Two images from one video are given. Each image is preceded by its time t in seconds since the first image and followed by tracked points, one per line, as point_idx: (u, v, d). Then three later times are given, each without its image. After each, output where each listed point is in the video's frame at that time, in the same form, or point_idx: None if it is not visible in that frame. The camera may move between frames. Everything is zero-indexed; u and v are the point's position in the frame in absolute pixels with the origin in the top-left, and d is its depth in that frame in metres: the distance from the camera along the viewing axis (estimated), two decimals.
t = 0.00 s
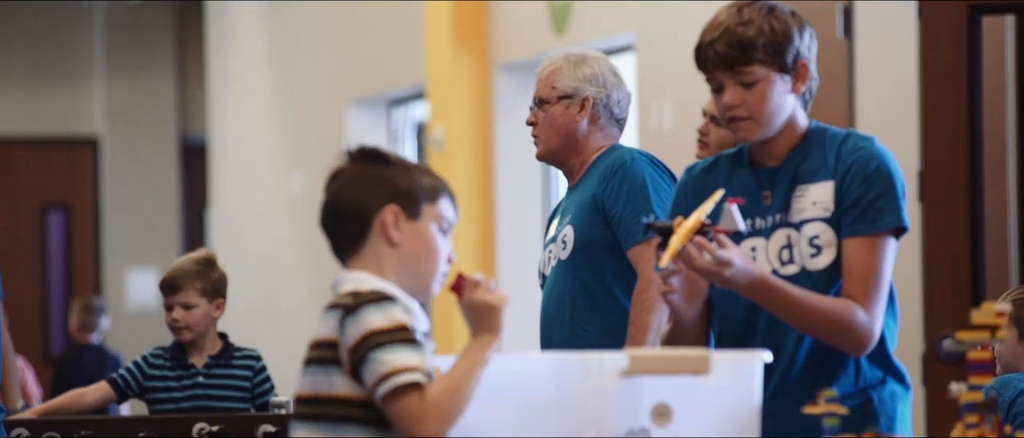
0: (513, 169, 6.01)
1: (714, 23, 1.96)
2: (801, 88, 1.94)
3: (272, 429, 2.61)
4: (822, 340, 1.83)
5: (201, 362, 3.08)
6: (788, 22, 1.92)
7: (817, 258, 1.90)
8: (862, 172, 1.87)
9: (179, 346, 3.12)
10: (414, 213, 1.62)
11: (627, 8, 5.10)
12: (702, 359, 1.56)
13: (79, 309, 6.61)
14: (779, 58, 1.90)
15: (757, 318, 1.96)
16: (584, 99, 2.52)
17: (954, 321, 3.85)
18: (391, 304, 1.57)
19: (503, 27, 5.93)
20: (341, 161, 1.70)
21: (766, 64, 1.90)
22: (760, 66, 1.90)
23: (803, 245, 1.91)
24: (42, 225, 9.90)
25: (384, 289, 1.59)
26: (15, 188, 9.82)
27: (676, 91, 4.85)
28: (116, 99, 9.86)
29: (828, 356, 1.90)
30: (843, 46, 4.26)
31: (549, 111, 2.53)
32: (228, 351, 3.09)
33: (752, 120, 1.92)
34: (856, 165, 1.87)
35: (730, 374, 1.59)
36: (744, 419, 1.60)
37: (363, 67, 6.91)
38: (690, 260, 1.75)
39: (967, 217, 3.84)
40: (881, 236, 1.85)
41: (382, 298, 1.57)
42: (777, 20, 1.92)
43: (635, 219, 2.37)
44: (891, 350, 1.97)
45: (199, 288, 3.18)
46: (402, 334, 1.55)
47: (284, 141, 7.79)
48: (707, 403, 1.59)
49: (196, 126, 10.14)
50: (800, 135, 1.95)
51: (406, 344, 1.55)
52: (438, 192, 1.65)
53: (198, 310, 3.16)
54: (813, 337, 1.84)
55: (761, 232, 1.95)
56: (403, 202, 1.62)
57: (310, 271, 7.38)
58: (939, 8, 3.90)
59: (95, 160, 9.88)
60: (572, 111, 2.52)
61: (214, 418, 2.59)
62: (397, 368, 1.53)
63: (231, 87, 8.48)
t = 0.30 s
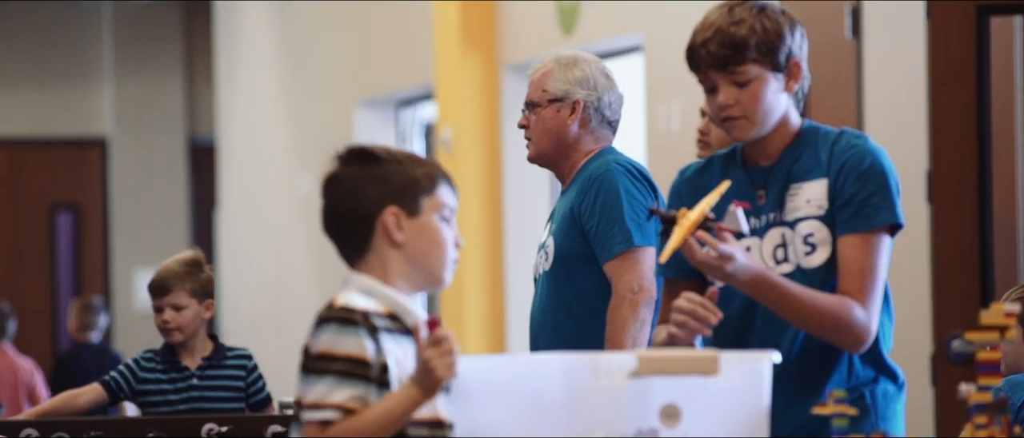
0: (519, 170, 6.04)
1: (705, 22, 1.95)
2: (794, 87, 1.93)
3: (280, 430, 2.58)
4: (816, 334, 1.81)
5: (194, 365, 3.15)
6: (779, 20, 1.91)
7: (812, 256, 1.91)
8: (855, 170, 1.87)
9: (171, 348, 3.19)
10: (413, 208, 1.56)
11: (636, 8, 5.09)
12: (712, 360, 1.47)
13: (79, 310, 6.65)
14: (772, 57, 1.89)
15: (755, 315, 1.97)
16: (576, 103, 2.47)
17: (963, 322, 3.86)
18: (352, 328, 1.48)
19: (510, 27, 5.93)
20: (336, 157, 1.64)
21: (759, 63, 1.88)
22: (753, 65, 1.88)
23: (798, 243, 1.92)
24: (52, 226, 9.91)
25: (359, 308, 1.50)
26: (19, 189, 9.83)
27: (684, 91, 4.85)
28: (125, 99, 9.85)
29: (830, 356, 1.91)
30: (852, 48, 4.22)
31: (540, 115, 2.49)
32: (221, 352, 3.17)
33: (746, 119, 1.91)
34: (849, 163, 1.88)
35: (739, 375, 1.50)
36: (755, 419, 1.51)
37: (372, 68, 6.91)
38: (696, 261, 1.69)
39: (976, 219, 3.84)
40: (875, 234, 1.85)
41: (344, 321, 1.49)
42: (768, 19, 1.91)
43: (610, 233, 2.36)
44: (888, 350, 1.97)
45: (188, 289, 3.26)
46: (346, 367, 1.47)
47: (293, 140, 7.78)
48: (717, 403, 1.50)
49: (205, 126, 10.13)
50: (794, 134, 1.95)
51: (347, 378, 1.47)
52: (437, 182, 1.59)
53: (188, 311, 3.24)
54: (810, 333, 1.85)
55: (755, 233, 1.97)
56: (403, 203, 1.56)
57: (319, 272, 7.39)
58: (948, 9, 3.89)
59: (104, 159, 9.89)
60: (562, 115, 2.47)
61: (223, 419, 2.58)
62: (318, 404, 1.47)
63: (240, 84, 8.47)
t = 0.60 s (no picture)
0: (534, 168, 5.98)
1: (715, 20, 1.95)
2: (803, 86, 1.93)
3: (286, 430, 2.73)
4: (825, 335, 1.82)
5: (203, 365, 3.18)
6: (789, 19, 1.91)
7: (815, 257, 1.92)
8: (861, 172, 1.86)
9: (178, 349, 3.20)
10: (419, 207, 1.56)
11: (649, 8, 5.09)
12: (726, 359, 1.42)
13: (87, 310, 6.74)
14: (782, 55, 1.89)
15: (755, 317, 1.98)
16: (579, 99, 2.42)
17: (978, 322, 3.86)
18: (320, 339, 1.48)
19: (525, 26, 5.93)
20: (339, 156, 1.63)
21: (769, 61, 1.88)
22: (763, 63, 1.88)
23: (801, 243, 1.93)
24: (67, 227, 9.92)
25: (337, 320, 1.49)
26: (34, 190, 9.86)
27: (698, 93, 4.86)
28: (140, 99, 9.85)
29: (834, 359, 1.90)
30: (867, 47, 4.23)
31: (544, 111, 2.44)
32: (228, 351, 3.22)
33: (756, 117, 1.90)
34: (854, 165, 1.87)
35: (755, 375, 1.44)
36: (770, 419, 1.45)
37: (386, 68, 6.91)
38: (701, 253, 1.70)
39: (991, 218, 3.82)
40: (882, 235, 1.84)
41: (318, 331, 1.49)
42: (779, 18, 1.91)
43: (603, 238, 2.31)
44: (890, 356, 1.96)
45: (195, 289, 3.28)
46: (312, 381, 1.47)
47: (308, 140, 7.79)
48: (732, 403, 1.44)
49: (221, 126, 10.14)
50: (801, 134, 1.95)
51: (315, 387, 1.48)
52: (445, 181, 1.58)
53: (194, 312, 3.25)
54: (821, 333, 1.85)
55: (759, 232, 1.97)
56: (411, 204, 1.56)
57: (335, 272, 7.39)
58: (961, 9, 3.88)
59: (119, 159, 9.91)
60: (567, 112, 2.42)
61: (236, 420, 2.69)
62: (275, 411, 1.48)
63: (255, 84, 8.47)
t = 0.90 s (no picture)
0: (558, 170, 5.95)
1: (740, 17, 1.97)
2: (827, 86, 1.94)
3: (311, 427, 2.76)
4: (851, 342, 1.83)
5: (223, 363, 3.20)
6: (815, 19, 1.93)
7: (829, 259, 1.91)
8: (877, 176, 1.86)
9: (200, 346, 3.21)
10: (428, 212, 1.58)
11: (675, 8, 5.08)
12: (752, 361, 1.47)
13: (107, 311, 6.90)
14: (805, 54, 1.90)
15: (767, 317, 2.00)
16: (591, 93, 2.44)
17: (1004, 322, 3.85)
18: (311, 350, 1.53)
19: (550, 26, 5.91)
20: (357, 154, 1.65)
21: (792, 59, 1.90)
22: (787, 62, 1.90)
23: (816, 245, 1.92)
24: (92, 225, 9.97)
25: (329, 330, 1.54)
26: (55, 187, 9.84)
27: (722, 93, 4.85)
28: (164, 99, 9.87)
29: (852, 362, 1.91)
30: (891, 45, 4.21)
31: (556, 105, 2.46)
32: (250, 349, 3.24)
33: (779, 116, 1.92)
34: (871, 169, 1.87)
35: (778, 374, 1.50)
36: (792, 420, 1.51)
37: (411, 68, 6.92)
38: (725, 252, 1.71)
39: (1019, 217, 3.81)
40: (899, 240, 1.84)
41: (310, 341, 1.54)
42: (804, 17, 1.93)
43: (599, 246, 2.34)
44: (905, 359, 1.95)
45: (218, 288, 3.26)
46: (304, 392, 1.52)
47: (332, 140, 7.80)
48: (754, 403, 1.50)
49: (245, 127, 10.16)
50: (823, 134, 1.95)
51: (298, 403, 1.52)
52: (456, 184, 1.60)
53: (218, 310, 3.25)
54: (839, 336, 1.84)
55: (773, 232, 1.97)
56: (421, 212, 1.58)
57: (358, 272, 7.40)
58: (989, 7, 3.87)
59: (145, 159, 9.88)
60: (577, 106, 2.44)
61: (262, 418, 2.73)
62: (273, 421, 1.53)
63: (279, 84, 8.48)
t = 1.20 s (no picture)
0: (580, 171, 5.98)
1: (768, 15, 1.92)
2: (852, 89, 1.89)
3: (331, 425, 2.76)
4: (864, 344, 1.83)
5: (245, 366, 3.21)
6: (841, 19, 1.87)
7: (845, 260, 1.91)
8: (897, 178, 1.85)
9: (223, 348, 3.23)
10: (426, 215, 1.56)
11: (697, 8, 5.07)
12: (771, 360, 1.49)
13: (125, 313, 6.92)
14: (833, 55, 1.85)
15: (780, 320, 2.01)
16: (596, 93, 2.46)
17: None
18: (310, 357, 1.52)
19: (572, 27, 5.90)
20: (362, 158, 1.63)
21: (819, 59, 1.85)
22: (813, 61, 1.85)
23: (832, 246, 1.92)
24: (114, 225, 9.99)
25: (326, 335, 1.53)
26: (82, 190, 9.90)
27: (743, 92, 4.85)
28: (186, 100, 9.87)
29: (867, 370, 1.90)
30: (912, 45, 4.19)
31: (561, 104, 2.49)
32: (272, 350, 3.24)
33: (803, 115, 1.87)
34: (890, 172, 1.86)
35: (799, 375, 1.51)
36: (815, 421, 1.52)
37: (432, 68, 6.92)
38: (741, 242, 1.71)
39: None
40: (916, 243, 1.83)
41: (308, 349, 1.53)
42: (832, 17, 1.87)
43: (592, 246, 2.37)
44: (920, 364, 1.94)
45: (242, 290, 3.27)
46: (305, 398, 1.52)
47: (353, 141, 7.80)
48: (775, 404, 1.51)
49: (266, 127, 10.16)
50: (846, 136, 1.94)
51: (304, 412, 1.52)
52: (458, 186, 1.57)
53: (241, 312, 3.25)
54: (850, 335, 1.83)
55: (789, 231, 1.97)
56: (422, 219, 1.56)
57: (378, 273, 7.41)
58: (1011, 7, 3.85)
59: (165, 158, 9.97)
60: (583, 106, 2.47)
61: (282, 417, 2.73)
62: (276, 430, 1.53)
63: (303, 85, 8.48)
